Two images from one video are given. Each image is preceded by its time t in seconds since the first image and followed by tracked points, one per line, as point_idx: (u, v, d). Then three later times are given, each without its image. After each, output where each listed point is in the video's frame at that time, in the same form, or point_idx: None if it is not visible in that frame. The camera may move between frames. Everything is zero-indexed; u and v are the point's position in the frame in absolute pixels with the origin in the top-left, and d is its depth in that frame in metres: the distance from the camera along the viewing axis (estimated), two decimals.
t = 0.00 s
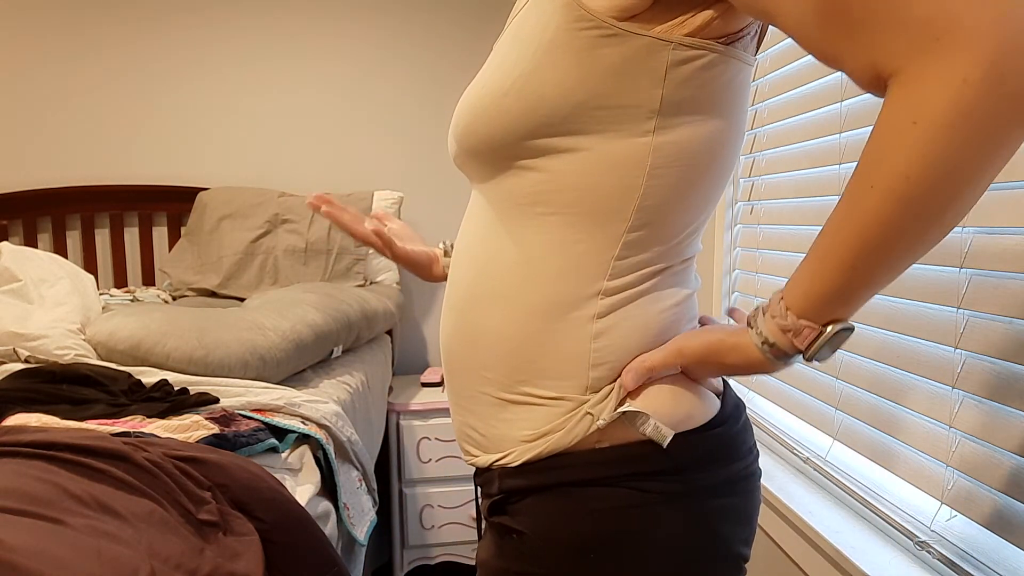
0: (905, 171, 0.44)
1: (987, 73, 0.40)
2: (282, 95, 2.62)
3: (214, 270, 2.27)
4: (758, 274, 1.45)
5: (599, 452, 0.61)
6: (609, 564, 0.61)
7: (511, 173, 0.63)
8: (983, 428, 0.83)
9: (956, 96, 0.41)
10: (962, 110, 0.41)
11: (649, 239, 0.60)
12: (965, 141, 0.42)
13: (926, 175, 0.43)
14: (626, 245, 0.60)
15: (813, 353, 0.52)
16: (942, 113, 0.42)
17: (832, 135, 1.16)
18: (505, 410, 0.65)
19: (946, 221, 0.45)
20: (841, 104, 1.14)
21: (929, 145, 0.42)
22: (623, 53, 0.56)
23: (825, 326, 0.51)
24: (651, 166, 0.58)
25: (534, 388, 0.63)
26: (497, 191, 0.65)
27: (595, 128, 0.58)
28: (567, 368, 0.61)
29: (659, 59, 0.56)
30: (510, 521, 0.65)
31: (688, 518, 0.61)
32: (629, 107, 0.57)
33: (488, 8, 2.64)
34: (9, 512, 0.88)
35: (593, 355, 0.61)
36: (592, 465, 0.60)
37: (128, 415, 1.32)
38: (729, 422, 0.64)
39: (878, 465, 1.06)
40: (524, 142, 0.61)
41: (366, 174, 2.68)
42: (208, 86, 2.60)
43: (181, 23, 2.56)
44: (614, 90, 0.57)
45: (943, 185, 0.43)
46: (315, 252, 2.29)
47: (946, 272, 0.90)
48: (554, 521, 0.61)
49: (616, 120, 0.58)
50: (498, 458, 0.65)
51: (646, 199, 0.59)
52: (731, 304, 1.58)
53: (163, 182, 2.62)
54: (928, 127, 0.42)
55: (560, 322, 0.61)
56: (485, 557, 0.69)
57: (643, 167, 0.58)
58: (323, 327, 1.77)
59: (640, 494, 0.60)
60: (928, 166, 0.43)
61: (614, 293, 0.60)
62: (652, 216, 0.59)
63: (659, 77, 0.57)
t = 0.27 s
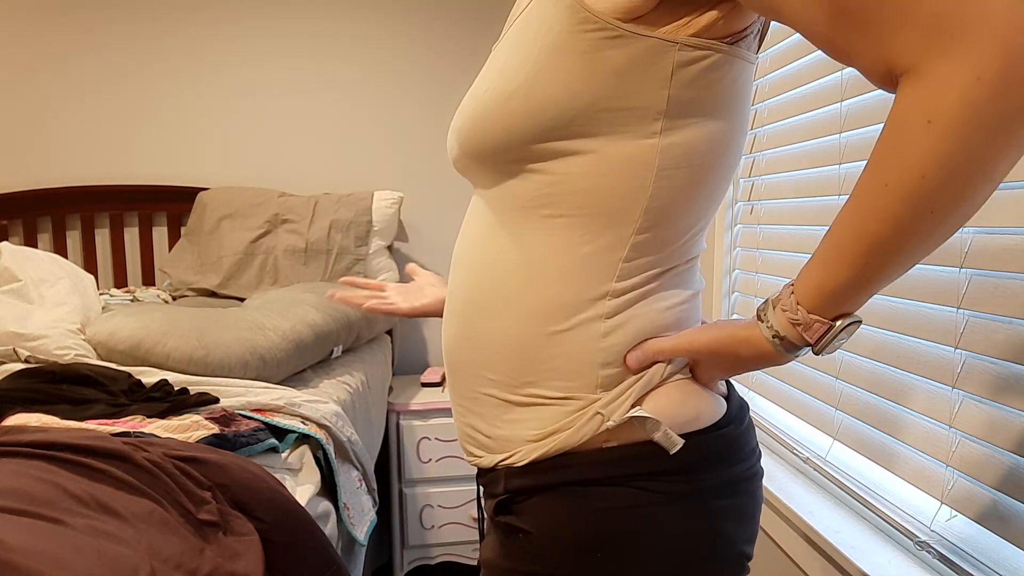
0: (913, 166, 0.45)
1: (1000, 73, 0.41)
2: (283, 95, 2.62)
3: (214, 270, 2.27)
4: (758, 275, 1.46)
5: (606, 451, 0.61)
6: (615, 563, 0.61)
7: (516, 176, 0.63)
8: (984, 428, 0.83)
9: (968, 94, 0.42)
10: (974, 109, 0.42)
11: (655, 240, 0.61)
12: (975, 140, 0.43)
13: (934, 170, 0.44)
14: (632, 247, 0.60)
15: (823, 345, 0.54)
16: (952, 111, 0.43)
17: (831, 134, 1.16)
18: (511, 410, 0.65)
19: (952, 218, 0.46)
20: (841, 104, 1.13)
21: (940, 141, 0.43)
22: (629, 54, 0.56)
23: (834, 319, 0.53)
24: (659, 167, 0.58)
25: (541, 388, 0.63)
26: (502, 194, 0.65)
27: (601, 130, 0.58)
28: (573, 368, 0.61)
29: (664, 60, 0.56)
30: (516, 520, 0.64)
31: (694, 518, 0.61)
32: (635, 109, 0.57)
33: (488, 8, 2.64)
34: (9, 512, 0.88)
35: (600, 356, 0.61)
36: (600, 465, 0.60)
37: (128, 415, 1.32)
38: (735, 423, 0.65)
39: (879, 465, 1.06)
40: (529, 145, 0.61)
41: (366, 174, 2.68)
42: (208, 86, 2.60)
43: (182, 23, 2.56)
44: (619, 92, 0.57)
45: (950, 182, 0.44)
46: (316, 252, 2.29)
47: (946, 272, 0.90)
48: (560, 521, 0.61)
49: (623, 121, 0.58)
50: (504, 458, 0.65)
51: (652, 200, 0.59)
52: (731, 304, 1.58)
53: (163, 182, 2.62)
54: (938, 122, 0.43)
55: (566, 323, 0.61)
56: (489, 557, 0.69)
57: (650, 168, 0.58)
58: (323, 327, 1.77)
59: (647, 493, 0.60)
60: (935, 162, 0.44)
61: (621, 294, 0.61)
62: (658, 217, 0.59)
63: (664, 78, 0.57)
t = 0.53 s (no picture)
0: (906, 159, 0.44)
1: (998, 71, 0.41)
2: (283, 95, 2.62)
3: (215, 270, 2.27)
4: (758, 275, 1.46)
5: (611, 451, 0.61)
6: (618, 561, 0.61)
7: (517, 176, 0.63)
8: (983, 428, 0.83)
9: (966, 90, 0.42)
10: (969, 106, 0.42)
11: (657, 240, 0.61)
12: (968, 136, 0.43)
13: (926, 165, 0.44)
14: (634, 247, 0.60)
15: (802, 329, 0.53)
16: (950, 106, 0.42)
17: (831, 135, 1.16)
18: (515, 410, 0.65)
19: (937, 211, 0.46)
20: (841, 104, 1.13)
21: (931, 135, 0.43)
22: (629, 54, 0.56)
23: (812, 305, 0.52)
24: (660, 168, 0.58)
25: (545, 388, 0.63)
26: (502, 195, 0.65)
27: (601, 131, 0.58)
28: (576, 368, 0.61)
29: (663, 60, 0.56)
30: (521, 519, 0.64)
31: (697, 518, 0.61)
32: (635, 109, 0.57)
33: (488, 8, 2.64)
34: (9, 512, 0.88)
35: (604, 356, 0.61)
36: (604, 464, 0.60)
37: (128, 415, 1.32)
38: (739, 423, 0.65)
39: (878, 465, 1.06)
40: (530, 146, 0.61)
41: (366, 174, 2.68)
42: (208, 85, 2.60)
43: (182, 23, 2.56)
44: (619, 92, 0.57)
45: (940, 177, 0.44)
46: (316, 252, 2.29)
47: (946, 272, 0.90)
48: (565, 520, 0.61)
49: (622, 122, 0.58)
50: (507, 457, 0.65)
51: (654, 200, 0.59)
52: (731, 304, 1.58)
53: (163, 182, 2.62)
54: (934, 116, 0.43)
55: (568, 323, 0.61)
56: (493, 557, 0.69)
57: (650, 168, 0.58)
58: (323, 327, 1.77)
59: (651, 492, 0.60)
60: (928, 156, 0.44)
61: (624, 294, 0.61)
62: (659, 216, 0.59)
63: (663, 77, 0.57)
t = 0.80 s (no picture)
0: (885, 154, 0.45)
1: (984, 75, 0.42)
2: (283, 95, 2.62)
3: (215, 270, 2.27)
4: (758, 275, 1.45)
5: (606, 451, 0.60)
6: (615, 561, 0.61)
7: (515, 176, 0.63)
8: (983, 428, 0.83)
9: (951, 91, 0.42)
10: (952, 108, 0.43)
11: (654, 241, 0.61)
12: (947, 137, 0.43)
13: (905, 163, 0.44)
14: (631, 247, 0.60)
15: (765, 311, 0.55)
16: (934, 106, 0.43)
17: (831, 135, 1.16)
18: (512, 410, 0.65)
19: (908, 208, 0.47)
20: (841, 104, 1.13)
21: (914, 134, 0.44)
22: (628, 55, 0.56)
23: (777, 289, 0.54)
24: (656, 169, 0.58)
25: (541, 388, 0.63)
26: (501, 195, 0.65)
27: (600, 132, 0.58)
28: (572, 368, 0.61)
29: (661, 61, 0.56)
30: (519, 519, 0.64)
31: (695, 517, 0.61)
32: (634, 110, 0.57)
33: (488, 9, 2.64)
34: (9, 512, 0.88)
35: (600, 357, 0.61)
36: (599, 465, 0.60)
37: (128, 415, 1.32)
38: (736, 422, 0.65)
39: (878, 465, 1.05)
40: (528, 147, 0.61)
41: (366, 174, 2.68)
42: (208, 85, 2.60)
43: (182, 23, 2.56)
44: (617, 93, 0.57)
45: (915, 177, 0.45)
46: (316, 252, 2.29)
47: (946, 272, 0.90)
48: (562, 519, 0.61)
49: (620, 122, 0.58)
50: (505, 457, 0.65)
51: (651, 201, 0.59)
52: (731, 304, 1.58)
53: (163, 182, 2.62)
54: (917, 115, 0.43)
55: (566, 323, 0.61)
56: (491, 556, 0.69)
57: (647, 168, 0.58)
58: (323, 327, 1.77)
59: (648, 492, 0.60)
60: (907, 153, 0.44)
61: (621, 295, 0.60)
62: (656, 217, 0.59)
63: (661, 78, 0.56)
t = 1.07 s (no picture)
0: (880, 159, 0.45)
1: (980, 84, 0.42)
2: (282, 95, 2.62)
3: (214, 270, 2.27)
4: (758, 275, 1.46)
5: (603, 452, 0.60)
6: (612, 560, 0.61)
7: (514, 177, 0.63)
8: (983, 428, 0.83)
9: (946, 99, 0.42)
10: (947, 115, 0.43)
11: (653, 242, 0.61)
12: (942, 144, 0.44)
13: (900, 168, 0.45)
14: (630, 248, 0.60)
15: (758, 311, 0.55)
16: (930, 113, 0.43)
17: (831, 135, 1.16)
18: (510, 410, 0.65)
19: (901, 213, 0.47)
20: (841, 104, 1.13)
21: (910, 141, 0.44)
22: (628, 58, 0.56)
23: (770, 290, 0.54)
24: (655, 171, 0.58)
25: (539, 389, 0.63)
26: (500, 195, 0.65)
27: (599, 133, 0.58)
28: (571, 369, 0.61)
29: (661, 64, 0.56)
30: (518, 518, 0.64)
31: (691, 516, 0.61)
32: (634, 112, 0.57)
33: (488, 9, 2.64)
34: (9, 512, 0.88)
35: (598, 357, 0.61)
36: (597, 464, 0.60)
37: (128, 415, 1.32)
38: (733, 422, 0.65)
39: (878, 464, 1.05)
40: (528, 147, 0.61)
41: (366, 174, 2.68)
42: (208, 85, 2.60)
43: (182, 22, 2.56)
44: (617, 95, 0.57)
45: (911, 182, 0.45)
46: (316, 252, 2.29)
47: (947, 273, 0.90)
48: (559, 519, 0.61)
49: (620, 125, 0.58)
50: (503, 457, 0.65)
51: (649, 202, 0.59)
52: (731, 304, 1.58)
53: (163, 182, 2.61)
54: (912, 121, 0.43)
55: (564, 324, 0.61)
56: (490, 555, 0.69)
57: (647, 170, 0.58)
58: (322, 327, 1.77)
59: (645, 492, 0.60)
60: (902, 159, 0.44)
61: (620, 296, 0.60)
62: (655, 218, 0.60)
63: (661, 81, 0.57)
